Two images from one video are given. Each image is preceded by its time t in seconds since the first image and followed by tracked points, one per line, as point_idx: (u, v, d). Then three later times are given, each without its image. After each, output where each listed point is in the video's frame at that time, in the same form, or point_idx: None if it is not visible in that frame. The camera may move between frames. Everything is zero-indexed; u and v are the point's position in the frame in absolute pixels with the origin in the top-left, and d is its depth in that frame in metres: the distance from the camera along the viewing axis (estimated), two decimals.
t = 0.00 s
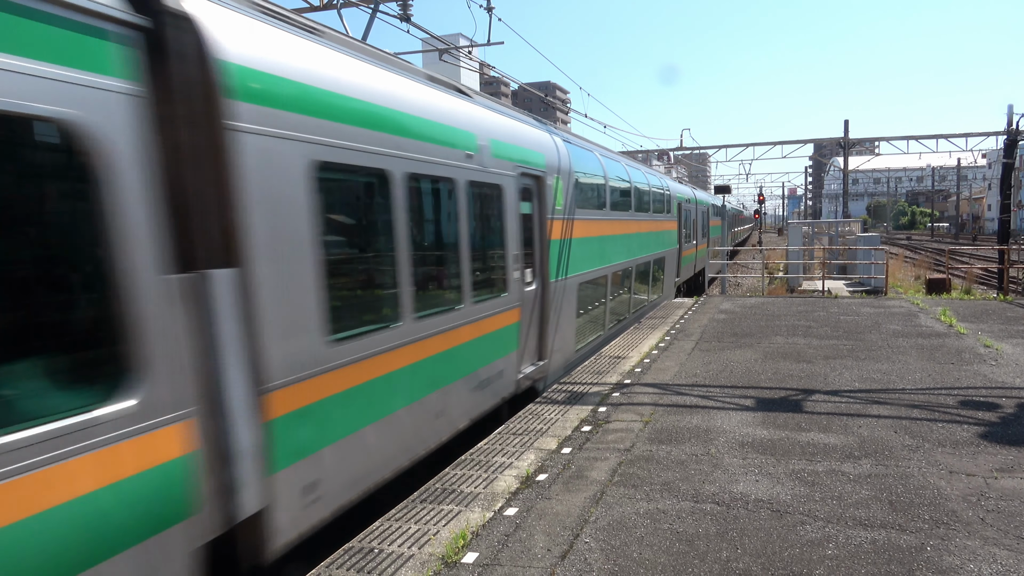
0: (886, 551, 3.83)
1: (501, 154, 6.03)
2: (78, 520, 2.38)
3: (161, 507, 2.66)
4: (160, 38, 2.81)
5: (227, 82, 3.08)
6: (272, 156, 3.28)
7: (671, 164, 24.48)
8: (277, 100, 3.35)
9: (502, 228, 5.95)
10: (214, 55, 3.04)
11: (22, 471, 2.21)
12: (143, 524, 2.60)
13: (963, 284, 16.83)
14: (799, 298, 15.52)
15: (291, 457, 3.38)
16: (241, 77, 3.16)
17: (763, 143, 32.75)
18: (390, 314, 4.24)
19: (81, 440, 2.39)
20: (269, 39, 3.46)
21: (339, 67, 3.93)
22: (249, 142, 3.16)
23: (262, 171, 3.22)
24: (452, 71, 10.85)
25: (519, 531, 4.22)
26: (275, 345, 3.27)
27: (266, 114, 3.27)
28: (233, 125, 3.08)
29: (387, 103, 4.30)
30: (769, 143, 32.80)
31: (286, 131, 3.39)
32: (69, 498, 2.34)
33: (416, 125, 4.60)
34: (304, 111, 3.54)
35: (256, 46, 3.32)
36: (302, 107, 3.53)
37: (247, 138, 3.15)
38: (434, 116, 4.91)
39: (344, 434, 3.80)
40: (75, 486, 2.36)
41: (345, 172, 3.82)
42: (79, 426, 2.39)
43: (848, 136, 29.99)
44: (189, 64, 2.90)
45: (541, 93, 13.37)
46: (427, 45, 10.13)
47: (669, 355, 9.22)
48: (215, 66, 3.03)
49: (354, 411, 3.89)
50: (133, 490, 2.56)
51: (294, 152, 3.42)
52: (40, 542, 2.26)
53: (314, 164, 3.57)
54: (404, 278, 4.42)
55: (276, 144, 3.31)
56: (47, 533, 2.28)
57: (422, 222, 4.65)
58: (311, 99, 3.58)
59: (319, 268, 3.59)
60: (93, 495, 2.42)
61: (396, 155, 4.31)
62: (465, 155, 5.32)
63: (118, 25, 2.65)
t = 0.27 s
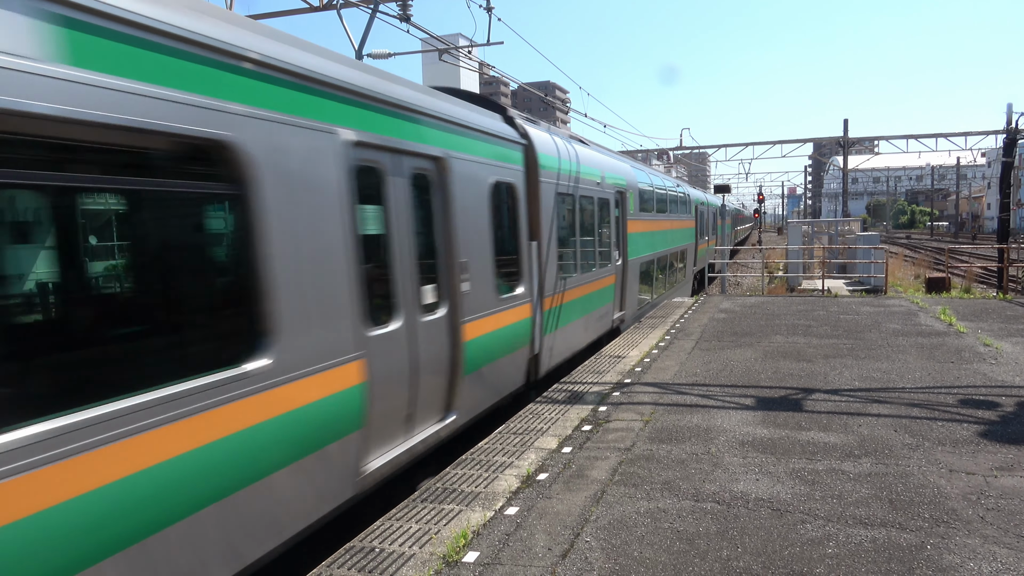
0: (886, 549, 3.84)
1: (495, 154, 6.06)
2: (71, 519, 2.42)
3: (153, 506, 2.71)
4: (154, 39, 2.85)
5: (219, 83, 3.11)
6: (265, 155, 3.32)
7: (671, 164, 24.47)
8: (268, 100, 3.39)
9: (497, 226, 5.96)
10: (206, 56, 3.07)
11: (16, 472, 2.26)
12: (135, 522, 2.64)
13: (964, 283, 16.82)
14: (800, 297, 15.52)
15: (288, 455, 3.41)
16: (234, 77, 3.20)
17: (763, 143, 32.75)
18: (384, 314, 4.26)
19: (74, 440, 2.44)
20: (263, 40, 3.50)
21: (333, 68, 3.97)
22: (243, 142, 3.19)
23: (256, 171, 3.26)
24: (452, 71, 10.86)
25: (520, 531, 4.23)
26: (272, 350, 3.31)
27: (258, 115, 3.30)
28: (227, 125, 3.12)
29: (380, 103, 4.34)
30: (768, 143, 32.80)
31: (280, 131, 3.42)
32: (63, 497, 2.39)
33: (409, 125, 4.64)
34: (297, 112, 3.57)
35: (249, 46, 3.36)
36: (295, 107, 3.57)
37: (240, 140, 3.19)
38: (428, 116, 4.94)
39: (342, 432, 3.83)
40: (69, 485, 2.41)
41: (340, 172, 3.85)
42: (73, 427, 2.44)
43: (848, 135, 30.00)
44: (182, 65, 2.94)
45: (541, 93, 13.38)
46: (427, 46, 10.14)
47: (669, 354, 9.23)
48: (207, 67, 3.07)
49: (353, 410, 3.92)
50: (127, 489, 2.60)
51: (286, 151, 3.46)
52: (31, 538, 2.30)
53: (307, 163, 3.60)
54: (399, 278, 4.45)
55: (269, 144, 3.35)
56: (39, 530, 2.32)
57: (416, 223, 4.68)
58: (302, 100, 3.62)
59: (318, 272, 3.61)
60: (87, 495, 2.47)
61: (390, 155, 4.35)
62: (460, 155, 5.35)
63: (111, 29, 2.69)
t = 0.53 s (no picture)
0: (883, 548, 3.85)
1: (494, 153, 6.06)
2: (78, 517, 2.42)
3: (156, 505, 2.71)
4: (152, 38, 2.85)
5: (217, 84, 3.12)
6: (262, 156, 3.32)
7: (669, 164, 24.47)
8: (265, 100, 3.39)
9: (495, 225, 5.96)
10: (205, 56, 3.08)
11: (24, 470, 2.26)
12: (139, 522, 2.64)
13: (961, 283, 16.86)
14: (798, 297, 15.53)
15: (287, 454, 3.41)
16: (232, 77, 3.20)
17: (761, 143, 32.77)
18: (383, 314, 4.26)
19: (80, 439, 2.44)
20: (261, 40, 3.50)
21: (332, 68, 3.97)
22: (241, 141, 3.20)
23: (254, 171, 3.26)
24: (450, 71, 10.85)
25: (518, 530, 4.23)
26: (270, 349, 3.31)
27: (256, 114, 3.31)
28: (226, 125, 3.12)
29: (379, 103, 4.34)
30: (766, 143, 32.82)
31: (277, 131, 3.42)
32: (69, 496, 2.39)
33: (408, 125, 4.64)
34: (295, 112, 3.58)
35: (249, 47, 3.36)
36: (293, 107, 3.57)
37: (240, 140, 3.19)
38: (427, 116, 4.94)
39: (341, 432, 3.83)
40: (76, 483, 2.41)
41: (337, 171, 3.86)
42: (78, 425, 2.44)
43: (846, 135, 30.02)
44: (180, 65, 2.95)
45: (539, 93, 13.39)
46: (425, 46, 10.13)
47: (668, 354, 9.24)
48: (206, 67, 3.07)
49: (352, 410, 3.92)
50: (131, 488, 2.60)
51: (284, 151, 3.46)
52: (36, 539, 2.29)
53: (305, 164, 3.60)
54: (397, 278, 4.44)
55: (267, 144, 3.35)
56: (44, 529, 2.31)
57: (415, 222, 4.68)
58: (300, 100, 3.62)
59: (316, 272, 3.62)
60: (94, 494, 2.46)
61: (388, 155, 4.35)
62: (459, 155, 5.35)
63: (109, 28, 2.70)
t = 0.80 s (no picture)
0: (881, 547, 3.86)
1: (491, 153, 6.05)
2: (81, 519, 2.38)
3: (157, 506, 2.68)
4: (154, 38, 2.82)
5: (217, 84, 3.09)
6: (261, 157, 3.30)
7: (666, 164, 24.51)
8: (266, 101, 3.36)
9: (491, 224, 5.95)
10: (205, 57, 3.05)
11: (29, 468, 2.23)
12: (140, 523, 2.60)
13: (956, 283, 16.91)
14: (794, 297, 15.57)
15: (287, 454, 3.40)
16: (232, 78, 3.17)
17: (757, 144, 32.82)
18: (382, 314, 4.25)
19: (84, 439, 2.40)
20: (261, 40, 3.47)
21: (332, 68, 3.94)
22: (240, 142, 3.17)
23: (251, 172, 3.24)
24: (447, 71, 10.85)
25: (516, 530, 4.24)
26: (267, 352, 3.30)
27: (255, 114, 3.28)
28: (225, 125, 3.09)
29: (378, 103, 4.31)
30: (763, 144, 32.88)
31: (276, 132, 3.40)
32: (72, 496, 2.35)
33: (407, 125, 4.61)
34: (295, 113, 3.55)
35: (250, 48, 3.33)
36: (293, 108, 3.54)
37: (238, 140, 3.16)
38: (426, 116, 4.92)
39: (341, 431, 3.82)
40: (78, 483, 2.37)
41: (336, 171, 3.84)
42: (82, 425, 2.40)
43: (842, 135, 30.09)
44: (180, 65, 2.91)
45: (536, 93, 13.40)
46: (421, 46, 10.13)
47: (664, 354, 9.25)
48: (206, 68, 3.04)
49: (352, 409, 3.91)
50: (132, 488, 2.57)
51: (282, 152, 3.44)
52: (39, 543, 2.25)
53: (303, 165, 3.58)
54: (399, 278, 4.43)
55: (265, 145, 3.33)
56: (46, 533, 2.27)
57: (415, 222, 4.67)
58: (301, 100, 3.59)
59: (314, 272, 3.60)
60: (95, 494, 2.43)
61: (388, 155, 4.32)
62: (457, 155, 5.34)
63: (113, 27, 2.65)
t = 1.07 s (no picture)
0: (878, 547, 3.86)
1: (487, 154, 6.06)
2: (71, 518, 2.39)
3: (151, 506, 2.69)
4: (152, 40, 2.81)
5: (217, 86, 3.09)
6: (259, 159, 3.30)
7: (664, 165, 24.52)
8: (265, 103, 3.36)
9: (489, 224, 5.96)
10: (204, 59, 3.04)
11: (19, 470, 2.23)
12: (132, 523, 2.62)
13: (955, 283, 16.92)
14: (793, 297, 15.58)
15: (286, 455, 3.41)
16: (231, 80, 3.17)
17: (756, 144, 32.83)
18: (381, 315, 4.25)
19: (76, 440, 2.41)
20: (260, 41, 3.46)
21: (330, 70, 3.93)
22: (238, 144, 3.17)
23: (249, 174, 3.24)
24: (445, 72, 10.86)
25: (514, 531, 4.23)
26: (267, 353, 3.30)
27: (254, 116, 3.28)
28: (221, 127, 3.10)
29: (376, 104, 4.31)
30: (761, 144, 32.89)
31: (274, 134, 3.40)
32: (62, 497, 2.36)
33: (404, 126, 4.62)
34: (294, 114, 3.55)
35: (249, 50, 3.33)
36: (291, 110, 3.54)
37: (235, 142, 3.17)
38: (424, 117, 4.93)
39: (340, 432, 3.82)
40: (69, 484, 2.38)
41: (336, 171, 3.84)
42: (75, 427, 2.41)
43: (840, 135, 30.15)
44: (179, 67, 2.91)
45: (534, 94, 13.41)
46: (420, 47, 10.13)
47: (663, 354, 9.25)
48: (205, 70, 3.04)
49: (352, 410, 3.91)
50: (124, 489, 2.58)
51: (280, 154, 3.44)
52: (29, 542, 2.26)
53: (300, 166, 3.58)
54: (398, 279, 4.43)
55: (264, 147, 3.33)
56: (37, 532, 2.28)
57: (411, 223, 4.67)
58: (300, 102, 3.59)
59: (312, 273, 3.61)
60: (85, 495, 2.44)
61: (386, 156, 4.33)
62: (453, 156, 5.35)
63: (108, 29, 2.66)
